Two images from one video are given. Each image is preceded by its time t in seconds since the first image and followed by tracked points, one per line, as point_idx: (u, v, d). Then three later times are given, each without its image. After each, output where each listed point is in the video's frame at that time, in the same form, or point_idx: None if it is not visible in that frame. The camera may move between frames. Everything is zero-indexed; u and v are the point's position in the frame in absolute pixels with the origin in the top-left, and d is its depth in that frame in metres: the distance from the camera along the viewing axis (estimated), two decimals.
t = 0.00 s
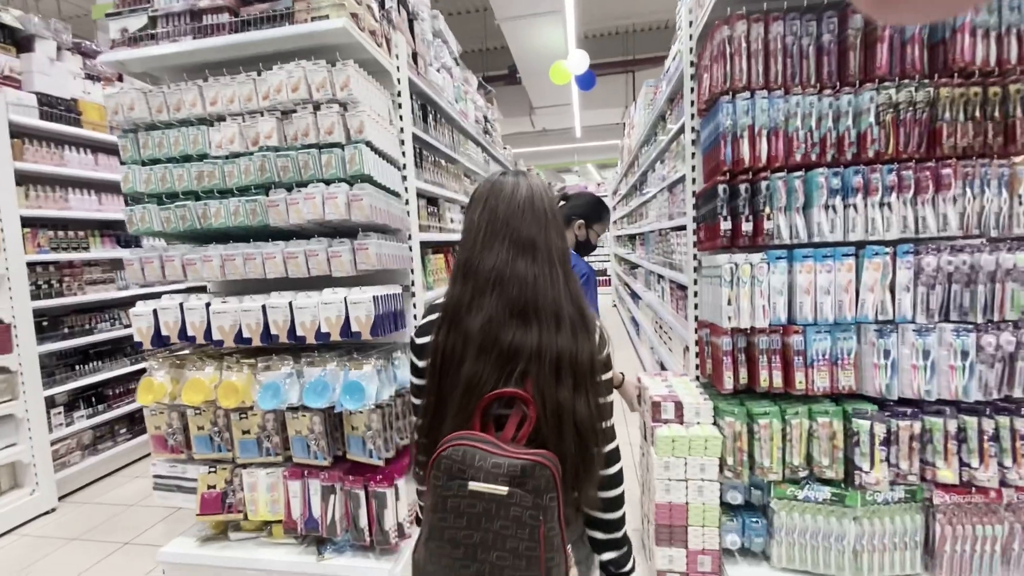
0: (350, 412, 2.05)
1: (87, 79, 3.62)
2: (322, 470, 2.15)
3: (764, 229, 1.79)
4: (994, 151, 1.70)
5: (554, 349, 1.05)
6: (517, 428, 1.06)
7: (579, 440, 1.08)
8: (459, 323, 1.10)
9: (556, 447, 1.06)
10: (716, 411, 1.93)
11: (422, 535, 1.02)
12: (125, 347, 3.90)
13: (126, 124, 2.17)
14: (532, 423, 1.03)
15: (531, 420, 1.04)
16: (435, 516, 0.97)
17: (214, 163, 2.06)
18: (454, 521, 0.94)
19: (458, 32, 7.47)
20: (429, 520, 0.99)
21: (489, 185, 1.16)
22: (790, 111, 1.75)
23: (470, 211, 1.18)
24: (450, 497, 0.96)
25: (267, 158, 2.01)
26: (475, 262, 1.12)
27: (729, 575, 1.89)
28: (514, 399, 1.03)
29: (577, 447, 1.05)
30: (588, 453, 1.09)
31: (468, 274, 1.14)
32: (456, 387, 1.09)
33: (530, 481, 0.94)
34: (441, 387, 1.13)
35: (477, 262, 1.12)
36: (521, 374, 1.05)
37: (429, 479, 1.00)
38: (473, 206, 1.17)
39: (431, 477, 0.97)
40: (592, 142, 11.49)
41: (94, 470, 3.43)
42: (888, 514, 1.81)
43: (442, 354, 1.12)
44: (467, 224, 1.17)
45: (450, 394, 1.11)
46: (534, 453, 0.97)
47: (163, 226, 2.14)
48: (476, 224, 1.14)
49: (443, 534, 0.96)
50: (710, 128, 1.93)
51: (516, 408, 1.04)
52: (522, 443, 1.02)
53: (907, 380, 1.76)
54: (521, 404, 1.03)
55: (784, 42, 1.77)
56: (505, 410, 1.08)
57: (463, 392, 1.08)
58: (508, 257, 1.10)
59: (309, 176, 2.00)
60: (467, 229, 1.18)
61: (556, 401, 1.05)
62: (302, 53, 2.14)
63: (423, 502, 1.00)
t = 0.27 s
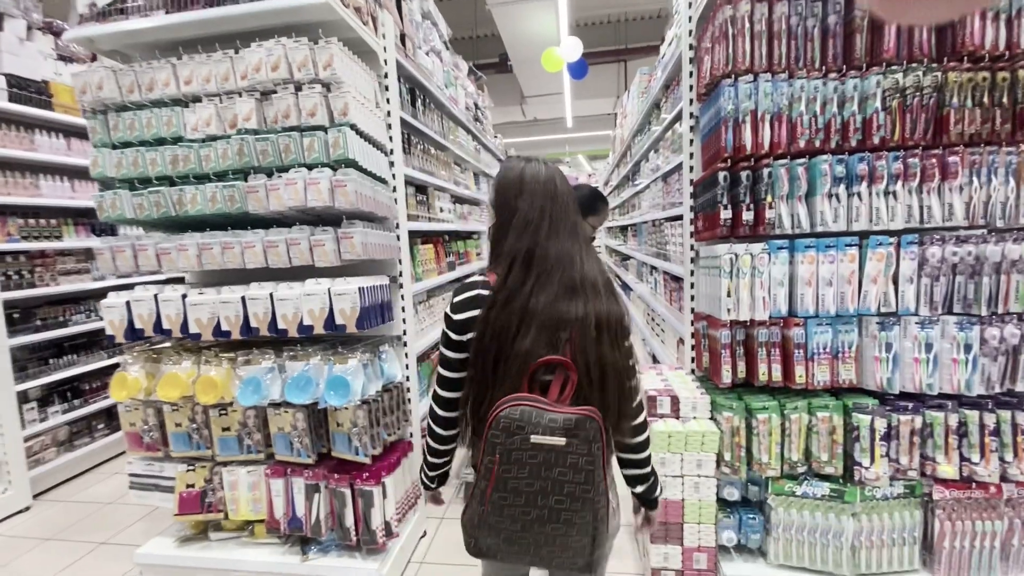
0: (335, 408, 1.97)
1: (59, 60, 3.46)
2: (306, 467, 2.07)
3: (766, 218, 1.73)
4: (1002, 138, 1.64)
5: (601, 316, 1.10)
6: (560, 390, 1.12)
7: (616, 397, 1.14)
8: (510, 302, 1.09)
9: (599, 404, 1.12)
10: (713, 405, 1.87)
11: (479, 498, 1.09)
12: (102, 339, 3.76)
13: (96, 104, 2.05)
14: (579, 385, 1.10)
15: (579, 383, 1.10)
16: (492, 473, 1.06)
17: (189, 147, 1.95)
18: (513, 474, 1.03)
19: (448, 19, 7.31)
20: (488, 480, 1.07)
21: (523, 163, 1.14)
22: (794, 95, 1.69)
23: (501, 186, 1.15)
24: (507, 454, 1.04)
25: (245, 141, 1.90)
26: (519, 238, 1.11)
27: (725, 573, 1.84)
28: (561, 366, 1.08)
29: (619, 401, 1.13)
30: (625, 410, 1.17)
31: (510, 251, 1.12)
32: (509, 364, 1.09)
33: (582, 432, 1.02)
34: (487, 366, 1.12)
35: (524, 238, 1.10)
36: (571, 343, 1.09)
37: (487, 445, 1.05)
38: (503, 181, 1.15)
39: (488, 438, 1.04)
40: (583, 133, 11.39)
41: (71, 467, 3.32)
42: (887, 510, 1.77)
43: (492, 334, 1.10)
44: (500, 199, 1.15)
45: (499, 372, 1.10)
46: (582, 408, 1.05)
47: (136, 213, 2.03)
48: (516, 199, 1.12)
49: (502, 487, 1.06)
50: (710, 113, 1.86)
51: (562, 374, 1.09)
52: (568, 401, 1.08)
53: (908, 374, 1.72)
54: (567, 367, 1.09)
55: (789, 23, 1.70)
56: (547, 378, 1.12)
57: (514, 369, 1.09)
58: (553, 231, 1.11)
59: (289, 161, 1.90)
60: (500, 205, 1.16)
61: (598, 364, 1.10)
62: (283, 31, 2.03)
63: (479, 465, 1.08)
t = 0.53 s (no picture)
0: (327, 419, 1.89)
1: (34, 55, 3.32)
2: (297, 480, 1.99)
3: (772, 219, 1.69)
4: (1010, 138, 1.62)
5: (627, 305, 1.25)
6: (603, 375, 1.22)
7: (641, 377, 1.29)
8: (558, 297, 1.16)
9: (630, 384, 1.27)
10: (717, 412, 1.83)
11: (554, 489, 1.12)
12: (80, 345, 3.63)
13: (72, 101, 1.94)
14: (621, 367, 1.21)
15: (622, 365, 1.21)
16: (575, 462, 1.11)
17: (172, 145, 1.86)
18: (598, 458, 1.10)
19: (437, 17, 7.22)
20: (570, 469, 1.12)
21: (542, 170, 1.24)
22: (801, 94, 1.66)
23: (521, 193, 1.24)
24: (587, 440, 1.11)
25: (231, 140, 1.81)
26: (554, 238, 1.20)
27: None
28: (608, 352, 1.17)
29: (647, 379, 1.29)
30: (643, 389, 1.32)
31: (547, 251, 1.20)
32: (568, 357, 1.14)
33: (643, 406, 1.15)
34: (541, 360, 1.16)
35: (560, 238, 1.20)
36: (611, 330, 1.20)
37: (563, 433, 1.10)
38: (525, 187, 1.23)
39: (567, 423, 1.09)
40: (573, 133, 11.35)
41: (49, 478, 3.19)
42: (894, 517, 1.74)
43: (548, 329, 1.15)
44: (525, 206, 1.24)
45: (556, 366, 1.14)
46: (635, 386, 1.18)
47: (115, 215, 1.93)
48: (545, 203, 1.21)
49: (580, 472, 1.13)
50: (714, 112, 1.83)
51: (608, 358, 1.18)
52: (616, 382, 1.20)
53: (916, 378, 1.68)
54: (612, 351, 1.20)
55: (795, 20, 1.67)
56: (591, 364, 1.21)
57: (572, 360, 1.14)
58: (581, 233, 1.23)
59: (279, 161, 1.81)
60: (526, 211, 1.24)
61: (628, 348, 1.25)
62: (272, 25, 1.95)
63: (555, 456, 1.12)
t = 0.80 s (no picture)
0: (336, 430, 1.85)
1: (37, 59, 3.29)
2: (306, 492, 1.94)
3: (794, 225, 1.66)
4: None
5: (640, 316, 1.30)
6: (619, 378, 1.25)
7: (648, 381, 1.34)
8: (588, 303, 1.18)
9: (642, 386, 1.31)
10: (737, 422, 1.79)
11: (581, 477, 1.13)
12: (82, 353, 3.57)
13: (77, 105, 1.91)
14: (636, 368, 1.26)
15: (636, 366, 1.26)
16: (602, 452, 1.12)
17: (179, 150, 1.83)
18: (622, 450, 1.12)
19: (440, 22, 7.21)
20: (595, 459, 1.12)
21: (572, 184, 1.26)
22: (823, 97, 1.63)
23: (552, 205, 1.26)
24: (613, 430, 1.12)
25: (240, 145, 1.78)
26: (583, 249, 1.23)
27: None
28: (626, 353, 1.22)
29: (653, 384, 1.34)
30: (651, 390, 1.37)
31: (577, 260, 1.23)
32: (593, 359, 1.16)
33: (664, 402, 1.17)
34: (569, 362, 1.18)
35: (590, 248, 1.22)
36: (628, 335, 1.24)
37: (590, 428, 1.11)
38: (557, 200, 1.25)
39: (594, 419, 1.10)
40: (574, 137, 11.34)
41: (50, 488, 3.13)
42: (920, 529, 1.69)
43: (575, 333, 1.17)
44: (555, 217, 1.25)
45: (582, 367, 1.17)
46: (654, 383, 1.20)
47: (121, 222, 1.89)
48: (576, 214, 1.24)
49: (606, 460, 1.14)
50: (732, 116, 1.80)
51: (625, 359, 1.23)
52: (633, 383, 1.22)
53: (941, 388, 1.64)
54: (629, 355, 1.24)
55: (816, 22, 1.64)
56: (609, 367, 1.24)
57: (598, 361, 1.17)
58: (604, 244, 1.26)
59: (288, 166, 1.78)
60: (555, 221, 1.26)
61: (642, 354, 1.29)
62: (282, 27, 1.92)
63: (581, 447, 1.13)
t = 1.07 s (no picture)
0: (358, 432, 1.85)
1: (66, 66, 3.36)
2: (327, 494, 1.95)
3: (824, 228, 1.62)
4: None
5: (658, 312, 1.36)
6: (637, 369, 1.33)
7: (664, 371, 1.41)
8: (610, 301, 1.23)
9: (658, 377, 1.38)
10: (765, 430, 1.75)
11: (603, 459, 1.22)
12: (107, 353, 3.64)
13: (107, 110, 1.94)
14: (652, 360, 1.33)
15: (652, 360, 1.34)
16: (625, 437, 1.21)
17: (205, 154, 1.85)
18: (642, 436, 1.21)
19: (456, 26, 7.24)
20: (616, 443, 1.22)
21: (598, 189, 1.30)
22: (854, 98, 1.59)
23: (577, 208, 1.30)
24: (633, 416, 1.21)
25: (265, 149, 1.79)
26: (606, 251, 1.28)
27: None
28: (644, 348, 1.29)
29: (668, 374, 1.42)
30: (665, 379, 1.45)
31: (600, 260, 1.28)
32: (613, 353, 1.23)
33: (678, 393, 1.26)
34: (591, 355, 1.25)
35: (613, 250, 1.28)
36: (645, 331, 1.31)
37: (612, 416, 1.20)
38: (582, 203, 1.29)
39: (615, 407, 1.19)
40: (589, 140, 11.29)
41: (74, 487, 3.18)
42: (956, 543, 1.64)
43: (597, 329, 1.23)
44: (581, 219, 1.30)
45: (602, 361, 1.24)
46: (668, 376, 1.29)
47: (148, 225, 1.92)
48: (601, 217, 1.28)
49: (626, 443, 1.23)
50: (760, 117, 1.76)
51: (643, 354, 1.30)
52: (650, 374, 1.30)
53: (980, 397, 1.58)
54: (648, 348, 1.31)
55: (847, 21, 1.61)
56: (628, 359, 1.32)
57: (619, 355, 1.24)
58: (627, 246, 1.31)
59: (312, 170, 1.79)
60: (580, 222, 1.30)
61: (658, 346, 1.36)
62: (306, 32, 1.94)
63: (603, 432, 1.22)
